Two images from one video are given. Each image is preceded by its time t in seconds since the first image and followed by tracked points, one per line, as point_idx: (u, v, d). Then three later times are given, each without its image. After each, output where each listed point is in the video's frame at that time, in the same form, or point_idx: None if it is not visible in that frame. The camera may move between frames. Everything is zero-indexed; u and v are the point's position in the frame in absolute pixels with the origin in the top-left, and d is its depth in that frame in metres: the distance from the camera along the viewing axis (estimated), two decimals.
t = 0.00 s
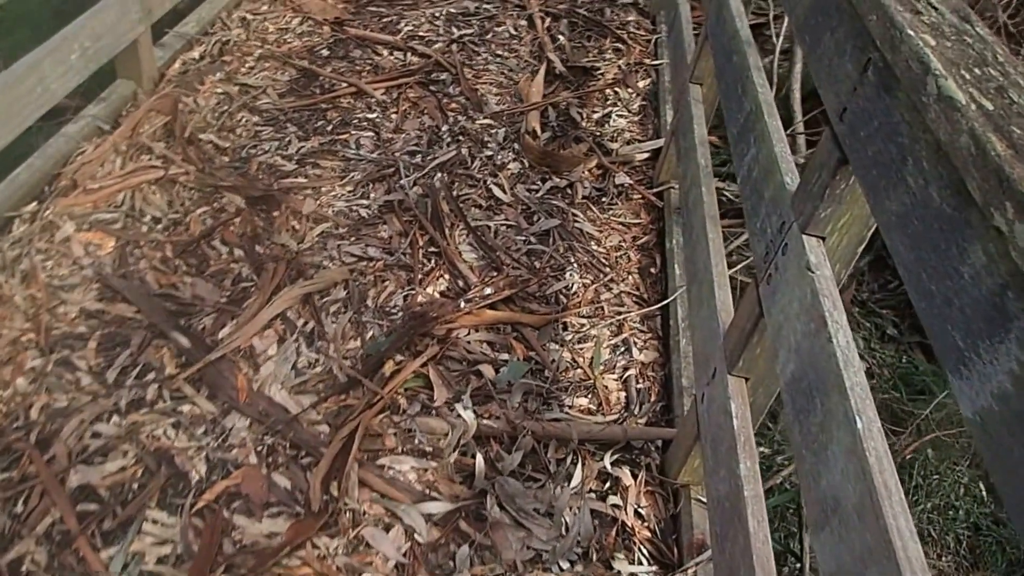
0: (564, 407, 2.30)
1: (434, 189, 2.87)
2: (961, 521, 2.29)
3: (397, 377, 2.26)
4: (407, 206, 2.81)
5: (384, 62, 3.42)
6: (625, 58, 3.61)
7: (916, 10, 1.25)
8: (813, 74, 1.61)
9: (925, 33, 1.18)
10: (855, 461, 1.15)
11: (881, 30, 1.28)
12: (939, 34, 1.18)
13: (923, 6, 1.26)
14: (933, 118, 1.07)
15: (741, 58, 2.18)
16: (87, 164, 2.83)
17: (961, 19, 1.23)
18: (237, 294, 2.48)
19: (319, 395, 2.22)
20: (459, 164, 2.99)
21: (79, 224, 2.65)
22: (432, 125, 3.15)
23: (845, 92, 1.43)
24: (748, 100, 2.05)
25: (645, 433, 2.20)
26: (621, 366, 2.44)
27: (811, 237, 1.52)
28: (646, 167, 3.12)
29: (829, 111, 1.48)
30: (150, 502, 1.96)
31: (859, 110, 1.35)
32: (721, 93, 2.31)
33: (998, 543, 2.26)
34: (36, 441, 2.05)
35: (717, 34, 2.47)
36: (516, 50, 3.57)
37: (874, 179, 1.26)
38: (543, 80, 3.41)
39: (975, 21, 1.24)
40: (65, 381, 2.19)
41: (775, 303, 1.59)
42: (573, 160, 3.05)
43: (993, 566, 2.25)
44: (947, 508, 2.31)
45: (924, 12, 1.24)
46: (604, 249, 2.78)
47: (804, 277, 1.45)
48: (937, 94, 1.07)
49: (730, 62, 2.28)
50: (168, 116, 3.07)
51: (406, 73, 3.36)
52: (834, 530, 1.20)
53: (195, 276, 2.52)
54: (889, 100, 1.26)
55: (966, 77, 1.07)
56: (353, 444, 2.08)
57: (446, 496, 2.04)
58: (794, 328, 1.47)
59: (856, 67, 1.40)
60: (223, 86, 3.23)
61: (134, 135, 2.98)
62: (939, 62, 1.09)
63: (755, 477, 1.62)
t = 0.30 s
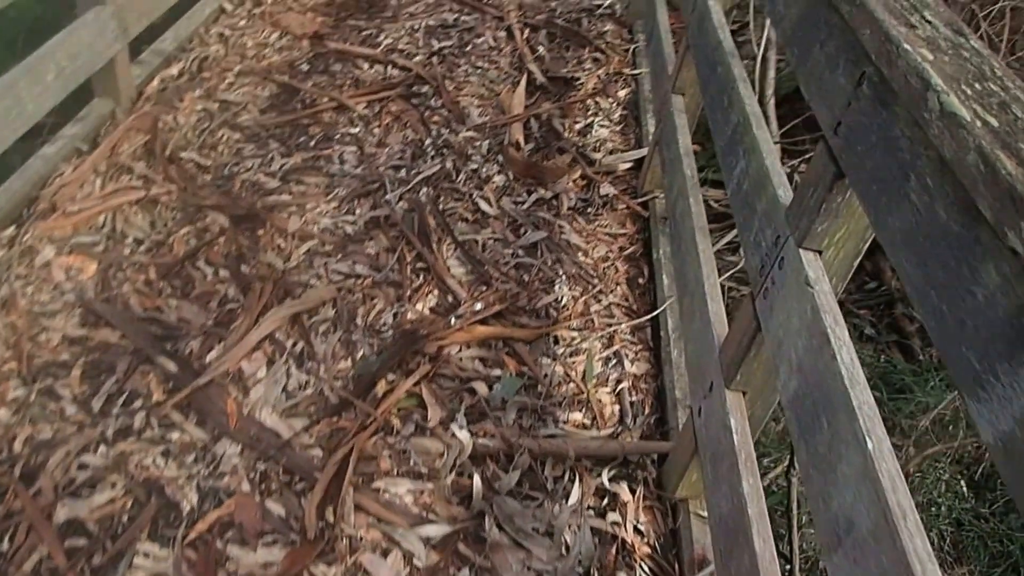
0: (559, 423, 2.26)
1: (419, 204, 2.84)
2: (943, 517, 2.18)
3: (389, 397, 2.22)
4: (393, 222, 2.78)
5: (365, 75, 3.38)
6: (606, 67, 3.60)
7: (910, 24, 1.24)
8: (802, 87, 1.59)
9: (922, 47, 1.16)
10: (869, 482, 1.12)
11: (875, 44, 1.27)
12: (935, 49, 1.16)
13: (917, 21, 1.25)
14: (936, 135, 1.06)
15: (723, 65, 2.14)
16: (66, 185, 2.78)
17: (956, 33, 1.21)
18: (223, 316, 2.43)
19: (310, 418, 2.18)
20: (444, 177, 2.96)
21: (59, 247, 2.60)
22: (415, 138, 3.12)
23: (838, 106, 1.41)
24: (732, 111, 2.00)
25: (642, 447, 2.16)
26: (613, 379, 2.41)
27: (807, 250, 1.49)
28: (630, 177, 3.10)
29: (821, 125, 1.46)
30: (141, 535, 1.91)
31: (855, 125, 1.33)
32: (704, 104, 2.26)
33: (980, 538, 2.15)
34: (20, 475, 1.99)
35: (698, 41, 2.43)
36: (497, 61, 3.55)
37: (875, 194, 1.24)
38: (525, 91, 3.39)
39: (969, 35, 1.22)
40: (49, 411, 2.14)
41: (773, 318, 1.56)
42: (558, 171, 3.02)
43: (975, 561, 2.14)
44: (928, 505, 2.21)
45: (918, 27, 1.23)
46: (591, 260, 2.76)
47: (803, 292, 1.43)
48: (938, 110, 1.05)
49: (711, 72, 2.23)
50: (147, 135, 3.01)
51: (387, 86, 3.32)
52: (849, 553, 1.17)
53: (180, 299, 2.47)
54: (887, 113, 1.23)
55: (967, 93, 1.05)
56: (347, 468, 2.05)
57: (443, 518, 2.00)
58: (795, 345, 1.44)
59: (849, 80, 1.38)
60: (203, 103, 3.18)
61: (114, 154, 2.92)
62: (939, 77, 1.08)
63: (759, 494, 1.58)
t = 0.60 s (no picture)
0: (557, 436, 2.23)
1: (407, 217, 2.80)
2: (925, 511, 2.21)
3: (384, 417, 2.19)
4: (382, 236, 2.74)
5: (348, 87, 3.35)
6: (587, 76, 3.58)
7: (910, 37, 1.23)
8: (796, 98, 1.56)
9: (924, 61, 1.15)
10: (885, 504, 1.11)
11: (874, 58, 1.25)
12: (937, 63, 1.15)
13: (916, 34, 1.24)
14: (944, 152, 1.04)
15: (709, 71, 2.11)
16: (47, 206, 2.73)
17: (956, 46, 1.20)
18: (211, 337, 2.39)
19: (305, 439, 2.15)
20: (432, 190, 2.93)
21: (41, 270, 2.55)
22: (401, 150, 3.09)
23: (836, 119, 1.39)
24: (722, 121, 1.96)
25: (642, 460, 2.12)
26: (609, 390, 2.37)
27: (807, 264, 1.47)
28: (616, 185, 3.08)
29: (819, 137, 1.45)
30: (134, 567, 1.87)
31: (854, 139, 1.32)
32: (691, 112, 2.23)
33: (964, 532, 2.15)
34: (8, 507, 1.95)
35: (681, 48, 2.40)
36: (479, 71, 3.52)
37: (880, 211, 1.22)
38: (508, 100, 3.36)
39: (969, 47, 1.21)
40: (35, 441, 2.09)
41: (773, 332, 1.54)
42: (544, 180, 3.00)
43: (961, 554, 2.15)
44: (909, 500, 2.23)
45: (918, 40, 1.22)
46: (581, 270, 2.73)
47: (806, 307, 1.41)
48: (947, 126, 1.03)
49: (698, 81, 2.19)
50: (129, 153, 2.97)
51: (371, 98, 3.29)
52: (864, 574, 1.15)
53: (167, 320, 2.43)
54: (889, 128, 1.22)
55: (976, 109, 1.04)
56: (344, 491, 2.01)
57: (443, 540, 1.97)
58: (798, 360, 1.42)
59: (846, 92, 1.36)
60: (185, 119, 3.14)
61: (95, 173, 2.87)
62: (944, 92, 1.06)
63: (764, 508, 1.56)
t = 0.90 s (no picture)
0: (555, 449, 2.21)
1: (398, 228, 2.77)
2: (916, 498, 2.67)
3: (380, 434, 2.16)
4: (373, 248, 2.71)
5: (333, 97, 3.32)
6: (571, 82, 3.56)
7: (910, 52, 1.21)
8: (791, 109, 1.53)
9: (927, 77, 1.13)
10: (903, 527, 1.09)
11: (874, 73, 1.24)
12: (940, 79, 1.13)
13: (916, 48, 1.22)
14: (954, 170, 1.03)
15: (698, 80, 2.08)
16: (28, 225, 2.67)
17: (957, 61, 1.19)
18: (201, 357, 2.36)
19: (301, 460, 2.12)
20: (421, 201, 2.90)
21: (25, 292, 2.49)
22: (389, 160, 3.06)
23: (835, 132, 1.37)
24: (714, 131, 1.94)
25: (642, 470, 2.10)
26: (605, 401, 2.35)
27: (809, 278, 1.45)
28: (604, 191, 3.06)
29: (817, 150, 1.43)
30: None
31: (855, 153, 1.30)
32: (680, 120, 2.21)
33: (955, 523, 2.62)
34: None
35: (667, 56, 2.38)
36: (464, 79, 3.49)
37: (885, 227, 1.20)
38: (494, 108, 3.33)
39: (969, 61, 1.19)
40: (23, 469, 2.05)
41: (776, 346, 1.53)
42: (533, 187, 2.98)
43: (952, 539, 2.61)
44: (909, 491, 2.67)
45: (919, 55, 1.20)
46: (573, 277, 2.71)
47: (810, 322, 1.39)
48: (956, 145, 1.02)
49: (686, 90, 2.17)
50: (112, 169, 2.91)
51: (356, 108, 3.25)
52: None
53: (156, 340, 2.39)
54: (893, 144, 1.20)
55: (983, 127, 1.02)
56: (343, 512, 1.98)
57: (445, 558, 1.94)
58: (803, 375, 1.41)
59: (845, 106, 1.35)
60: (168, 133, 3.09)
61: (78, 190, 2.82)
62: (951, 110, 1.05)
63: (770, 523, 1.54)
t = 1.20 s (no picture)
0: (555, 461, 2.19)
1: (389, 239, 2.75)
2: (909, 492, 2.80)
3: (378, 449, 2.14)
4: (364, 260, 2.68)
5: (318, 105, 3.29)
6: (558, 86, 3.55)
7: (912, 67, 1.19)
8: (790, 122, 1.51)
9: (933, 94, 1.11)
10: (921, 550, 1.08)
11: (876, 89, 1.21)
12: (946, 96, 1.12)
13: (919, 64, 1.20)
14: (965, 190, 1.01)
15: (690, 88, 2.07)
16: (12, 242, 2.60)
17: (960, 76, 1.17)
18: (192, 375, 2.32)
19: (297, 479, 2.09)
20: (411, 210, 2.87)
21: (9, 312, 2.42)
22: (377, 169, 3.03)
23: (837, 147, 1.36)
24: (708, 141, 1.93)
25: (642, 481, 2.09)
26: (603, 410, 2.34)
27: (813, 292, 1.44)
28: (594, 196, 3.05)
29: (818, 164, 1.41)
30: None
31: (858, 168, 1.29)
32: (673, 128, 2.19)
33: (949, 517, 2.76)
34: None
35: (658, 63, 2.36)
36: (450, 85, 3.47)
37: (892, 244, 1.19)
38: (481, 114, 3.31)
39: (973, 77, 1.17)
40: (13, 496, 2.00)
41: (780, 360, 1.51)
42: (524, 194, 2.96)
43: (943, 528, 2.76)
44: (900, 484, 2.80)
45: (922, 71, 1.18)
46: (567, 285, 2.70)
47: (815, 336, 1.38)
48: (966, 165, 1.01)
49: (678, 98, 2.15)
50: (97, 183, 2.85)
51: (342, 116, 3.22)
52: None
53: (145, 359, 2.35)
54: (898, 161, 1.19)
55: (993, 146, 1.01)
56: (342, 532, 1.96)
57: None
58: (810, 390, 1.40)
59: (846, 121, 1.33)
60: (152, 145, 3.05)
61: (61, 206, 2.75)
62: (960, 129, 1.03)
63: (778, 538, 1.53)
